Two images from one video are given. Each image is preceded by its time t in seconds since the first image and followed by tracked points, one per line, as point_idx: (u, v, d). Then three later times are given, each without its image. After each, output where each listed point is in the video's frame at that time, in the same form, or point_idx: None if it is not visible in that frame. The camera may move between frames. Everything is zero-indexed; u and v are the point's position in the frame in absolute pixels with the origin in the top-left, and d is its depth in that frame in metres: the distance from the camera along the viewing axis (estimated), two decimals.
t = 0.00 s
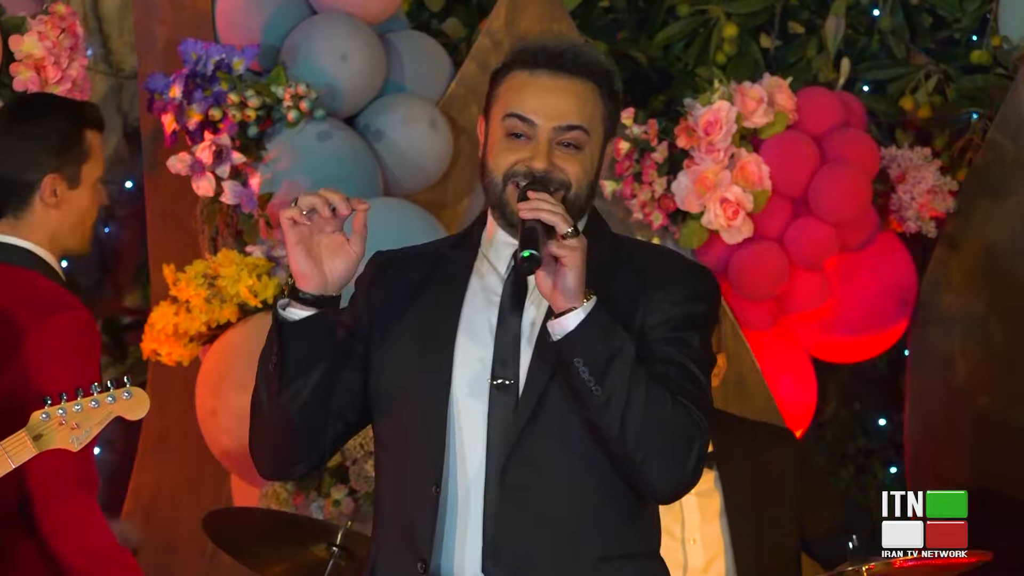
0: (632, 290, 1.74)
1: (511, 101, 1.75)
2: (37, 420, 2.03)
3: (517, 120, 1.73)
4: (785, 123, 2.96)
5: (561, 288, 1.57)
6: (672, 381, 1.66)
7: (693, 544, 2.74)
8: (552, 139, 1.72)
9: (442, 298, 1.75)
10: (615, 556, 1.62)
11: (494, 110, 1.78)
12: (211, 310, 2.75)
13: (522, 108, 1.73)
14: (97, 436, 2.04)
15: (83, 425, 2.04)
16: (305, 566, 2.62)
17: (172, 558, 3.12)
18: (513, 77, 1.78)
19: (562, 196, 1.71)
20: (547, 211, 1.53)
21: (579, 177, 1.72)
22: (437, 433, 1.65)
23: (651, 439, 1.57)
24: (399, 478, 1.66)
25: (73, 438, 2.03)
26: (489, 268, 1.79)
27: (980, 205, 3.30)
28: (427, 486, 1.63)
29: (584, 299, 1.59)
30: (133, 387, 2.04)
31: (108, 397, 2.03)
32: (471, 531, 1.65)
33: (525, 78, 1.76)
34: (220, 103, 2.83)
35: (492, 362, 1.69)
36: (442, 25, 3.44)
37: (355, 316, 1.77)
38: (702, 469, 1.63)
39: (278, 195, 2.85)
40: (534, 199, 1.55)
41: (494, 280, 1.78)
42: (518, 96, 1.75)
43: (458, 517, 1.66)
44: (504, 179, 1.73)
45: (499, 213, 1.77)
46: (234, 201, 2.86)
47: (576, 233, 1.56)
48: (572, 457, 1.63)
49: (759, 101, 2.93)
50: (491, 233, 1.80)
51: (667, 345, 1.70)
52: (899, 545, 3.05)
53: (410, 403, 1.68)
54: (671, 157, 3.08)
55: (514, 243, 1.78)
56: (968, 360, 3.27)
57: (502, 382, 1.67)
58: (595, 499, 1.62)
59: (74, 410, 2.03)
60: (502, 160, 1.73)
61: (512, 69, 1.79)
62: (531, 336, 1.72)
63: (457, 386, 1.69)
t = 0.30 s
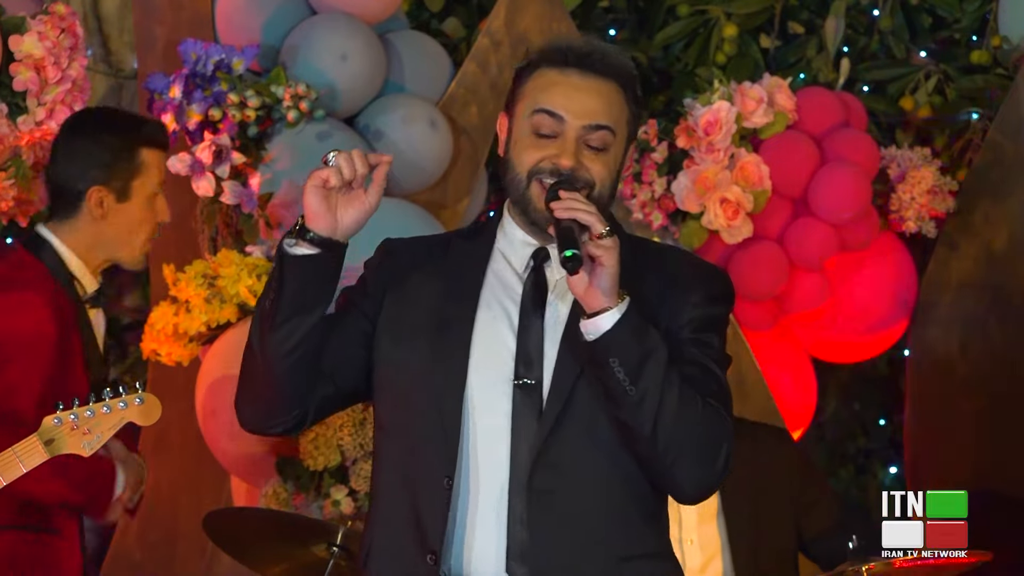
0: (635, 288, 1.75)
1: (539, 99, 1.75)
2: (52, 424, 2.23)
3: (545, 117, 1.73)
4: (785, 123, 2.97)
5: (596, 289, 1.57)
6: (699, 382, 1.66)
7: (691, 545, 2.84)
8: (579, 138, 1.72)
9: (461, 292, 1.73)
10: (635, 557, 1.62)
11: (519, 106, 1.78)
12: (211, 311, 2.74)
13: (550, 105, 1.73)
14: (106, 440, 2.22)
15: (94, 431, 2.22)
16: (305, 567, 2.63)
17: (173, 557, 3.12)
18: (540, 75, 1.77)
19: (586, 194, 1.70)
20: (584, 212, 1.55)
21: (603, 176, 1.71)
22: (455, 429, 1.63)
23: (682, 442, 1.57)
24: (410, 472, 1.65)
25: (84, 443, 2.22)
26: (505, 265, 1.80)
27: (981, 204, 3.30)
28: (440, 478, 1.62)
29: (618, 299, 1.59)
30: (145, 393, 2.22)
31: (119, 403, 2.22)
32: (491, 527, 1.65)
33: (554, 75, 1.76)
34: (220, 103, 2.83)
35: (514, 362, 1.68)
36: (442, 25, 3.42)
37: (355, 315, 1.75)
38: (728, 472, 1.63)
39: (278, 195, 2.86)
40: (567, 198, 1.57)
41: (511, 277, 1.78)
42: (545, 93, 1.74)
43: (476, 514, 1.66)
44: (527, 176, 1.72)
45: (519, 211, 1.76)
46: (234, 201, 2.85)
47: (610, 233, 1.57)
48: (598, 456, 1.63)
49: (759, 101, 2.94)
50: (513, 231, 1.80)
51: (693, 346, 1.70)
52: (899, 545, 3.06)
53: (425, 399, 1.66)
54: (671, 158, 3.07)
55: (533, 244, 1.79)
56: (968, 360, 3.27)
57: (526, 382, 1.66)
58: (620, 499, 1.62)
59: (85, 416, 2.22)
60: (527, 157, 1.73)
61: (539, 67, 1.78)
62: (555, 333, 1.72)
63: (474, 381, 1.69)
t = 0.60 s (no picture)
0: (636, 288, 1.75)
1: (552, 113, 1.75)
2: (61, 430, 2.33)
3: (561, 131, 1.73)
4: (785, 124, 2.97)
5: (629, 305, 1.57)
6: (720, 394, 1.66)
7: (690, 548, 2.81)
8: (596, 152, 1.72)
9: (471, 299, 1.73)
10: (653, 565, 1.64)
11: (530, 119, 1.78)
12: (211, 311, 2.76)
13: (565, 122, 1.73)
14: (115, 446, 2.32)
15: (103, 437, 2.33)
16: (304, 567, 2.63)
17: (172, 557, 3.11)
18: (547, 87, 1.77)
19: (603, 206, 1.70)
20: (619, 228, 1.55)
21: (619, 186, 1.72)
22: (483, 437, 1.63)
23: (706, 454, 1.60)
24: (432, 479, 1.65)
25: (93, 448, 2.32)
26: (517, 271, 1.80)
27: (982, 204, 3.30)
28: (467, 486, 1.62)
29: (647, 317, 1.59)
30: (153, 399, 2.32)
31: (128, 409, 2.32)
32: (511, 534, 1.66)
33: (566, 89, 1.76)
34: (220, 104, 2.84)
35: (531, 371, 1.69)
36: (442, 26, 3.39)
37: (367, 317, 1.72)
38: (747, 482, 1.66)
39: (277, 195, 2.85)
40: (598, 213, 1.55)
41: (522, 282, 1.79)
42: (559, 108, 1.74)
43: (499, 519, 1.67)
44: (546, 191, 1.73)
45: (536, 224, 1.76)
46: (234, 201, 2.87)
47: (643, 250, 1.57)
48: (622, 465, 1.65)
49: (759, 102, 2.94)
50: (523, 235, 1.80)
51: (708, 355, 1.71)
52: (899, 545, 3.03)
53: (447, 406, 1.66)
54: (671, 158, 3.09)
55: (543, 248, 1.79)
56: (968, 361, 3.27)
57: (544, 390, 1.68)
58: (638, 507, 1.65)
59: (95, 421, 2.32)
60: (545, 173, 1.73)
61: (546, 78, 1.78)
62: (570, 342, 1.73)
63: (497, 384, 1.70)
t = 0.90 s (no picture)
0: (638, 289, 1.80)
1: (553, 121, 1.82)
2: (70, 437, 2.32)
3: (563, 138, 1.80)
4: (785, 124, 2.97)
5: (643, 313, 1.62)
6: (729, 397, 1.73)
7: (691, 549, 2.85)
8: (597, 156, 1.78)
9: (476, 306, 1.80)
10: (660, 566, 1.72)
11: (529, 127, 1.85)
12: (210, 313, 2.77)
13: (566, 128, 1.80)
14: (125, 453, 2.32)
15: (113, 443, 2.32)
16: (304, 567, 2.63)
17: (174, 557, 3.12)
18: (546, 93, 1.85)
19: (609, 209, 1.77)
20: (631, 238, 1.63)
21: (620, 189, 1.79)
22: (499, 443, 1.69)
23: (716, 456, 1.67)
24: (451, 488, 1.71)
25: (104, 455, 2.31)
26: (517, 277, 1.88)
27: (981, 206, 3.30)
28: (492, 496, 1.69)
29: (659, 326, 1.65)
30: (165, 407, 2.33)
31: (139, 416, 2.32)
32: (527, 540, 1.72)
33: (564, 96, 1.83)
34: (219, 105, 2.84)
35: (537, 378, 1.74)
36: (441, 27, 3.39)
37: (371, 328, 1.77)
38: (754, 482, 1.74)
39: (278, 197, 2.86)
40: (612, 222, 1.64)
41: (523, 290, 1.87)
42: (558, 114, 1.81)
43: (512, 526, 1.73)
44: (553, 199, 1.79)
45: (542, 231, 1.82)
46: (234, 203, 2.83)
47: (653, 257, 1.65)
48: (630, 470, 1.72)
49: (758, 102, 2.93)
50: (521, 242, 1.88)
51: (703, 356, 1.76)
52: (899, 545, 3.00)
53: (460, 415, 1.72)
54: (670, 160, 3.11)
55: (540, 252, 1.87)
56: (968, 361, 3.28)
57: (549, 395, 1.73)
58: (647, 508, 1.73)
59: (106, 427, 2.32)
60: (548, 181, 1.79)
61: (544, 87, 1.86)
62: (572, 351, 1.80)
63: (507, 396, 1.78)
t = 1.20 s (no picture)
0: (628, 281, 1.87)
1: (518, 105, 1.88)
2: (56, 447, 2.37)
3: (528, 118, 1.87)
4: (785, 125, 2.97)
5: (631, 283, 1.72)
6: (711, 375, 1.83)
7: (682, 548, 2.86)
8: (564, 133, 1.86)
9: (461, 297, 1.85)
10: (650, 550, 1.78)
11: (492, 114, 1.91)
12: (211, 314, 2.76)
13: (531, 109, 1.87)
14: (111, 462, 2.38)
15: (98, 454, 2.37)
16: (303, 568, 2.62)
17: (173, 557, 3.11)
18: (506, 80, 1.92)
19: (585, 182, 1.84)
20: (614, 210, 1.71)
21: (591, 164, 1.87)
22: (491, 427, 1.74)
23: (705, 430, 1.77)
24: (441, 481, 1.74)
25: (89, 465, 2.37)
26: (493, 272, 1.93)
27: (980, 206, 3.27)
28: (478, 485, 1.71)
29: (647, 297, 1.73)
30: (146, 417, 2.37)
31: (122, 427, 2.37)
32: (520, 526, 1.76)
33: (523, 80, 1.91)
34: (219, 106, 2.85)
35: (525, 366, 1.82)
36: (441, 28, 3.42)
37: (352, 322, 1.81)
38: (743, 464, 1.86)
39: (278, 198, 2.86)
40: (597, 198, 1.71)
41: (503, 283, 1.92)
42: (520, 98, 1.89)
43: (502, 513, 1.77)
44: (526, 181, 1.84)
45: (516, 216, 1.87)
46: (233, 204, 2.84)
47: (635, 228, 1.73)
48: (624, 453, 1.79)
49: (758, 103, 2.94)
50: (496, 235, 1.93)
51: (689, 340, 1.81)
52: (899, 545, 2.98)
53: (452, 402, 1.76)
54: (671, 160, 3.11)
55: (516, 244, 1.92)
56: (968, 361, 3.27)
57: (537, 383, 1.80)
58: (637, 492, 1.78)
59: (90, 438, 2.37)
60: (518, 163, 1.85)
61: (504, 76, 1.92)
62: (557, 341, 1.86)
63: (496, 386, 1.82)
